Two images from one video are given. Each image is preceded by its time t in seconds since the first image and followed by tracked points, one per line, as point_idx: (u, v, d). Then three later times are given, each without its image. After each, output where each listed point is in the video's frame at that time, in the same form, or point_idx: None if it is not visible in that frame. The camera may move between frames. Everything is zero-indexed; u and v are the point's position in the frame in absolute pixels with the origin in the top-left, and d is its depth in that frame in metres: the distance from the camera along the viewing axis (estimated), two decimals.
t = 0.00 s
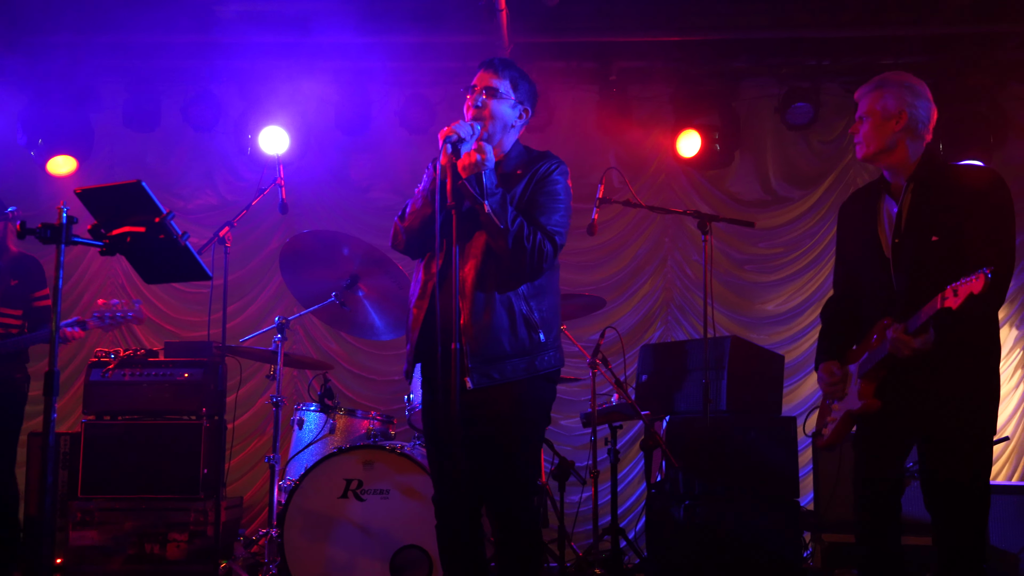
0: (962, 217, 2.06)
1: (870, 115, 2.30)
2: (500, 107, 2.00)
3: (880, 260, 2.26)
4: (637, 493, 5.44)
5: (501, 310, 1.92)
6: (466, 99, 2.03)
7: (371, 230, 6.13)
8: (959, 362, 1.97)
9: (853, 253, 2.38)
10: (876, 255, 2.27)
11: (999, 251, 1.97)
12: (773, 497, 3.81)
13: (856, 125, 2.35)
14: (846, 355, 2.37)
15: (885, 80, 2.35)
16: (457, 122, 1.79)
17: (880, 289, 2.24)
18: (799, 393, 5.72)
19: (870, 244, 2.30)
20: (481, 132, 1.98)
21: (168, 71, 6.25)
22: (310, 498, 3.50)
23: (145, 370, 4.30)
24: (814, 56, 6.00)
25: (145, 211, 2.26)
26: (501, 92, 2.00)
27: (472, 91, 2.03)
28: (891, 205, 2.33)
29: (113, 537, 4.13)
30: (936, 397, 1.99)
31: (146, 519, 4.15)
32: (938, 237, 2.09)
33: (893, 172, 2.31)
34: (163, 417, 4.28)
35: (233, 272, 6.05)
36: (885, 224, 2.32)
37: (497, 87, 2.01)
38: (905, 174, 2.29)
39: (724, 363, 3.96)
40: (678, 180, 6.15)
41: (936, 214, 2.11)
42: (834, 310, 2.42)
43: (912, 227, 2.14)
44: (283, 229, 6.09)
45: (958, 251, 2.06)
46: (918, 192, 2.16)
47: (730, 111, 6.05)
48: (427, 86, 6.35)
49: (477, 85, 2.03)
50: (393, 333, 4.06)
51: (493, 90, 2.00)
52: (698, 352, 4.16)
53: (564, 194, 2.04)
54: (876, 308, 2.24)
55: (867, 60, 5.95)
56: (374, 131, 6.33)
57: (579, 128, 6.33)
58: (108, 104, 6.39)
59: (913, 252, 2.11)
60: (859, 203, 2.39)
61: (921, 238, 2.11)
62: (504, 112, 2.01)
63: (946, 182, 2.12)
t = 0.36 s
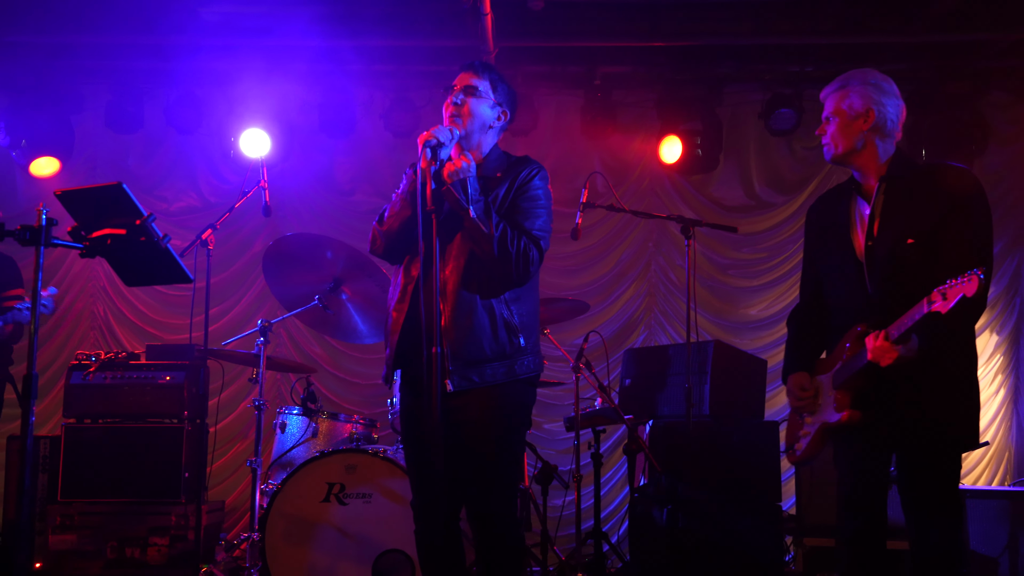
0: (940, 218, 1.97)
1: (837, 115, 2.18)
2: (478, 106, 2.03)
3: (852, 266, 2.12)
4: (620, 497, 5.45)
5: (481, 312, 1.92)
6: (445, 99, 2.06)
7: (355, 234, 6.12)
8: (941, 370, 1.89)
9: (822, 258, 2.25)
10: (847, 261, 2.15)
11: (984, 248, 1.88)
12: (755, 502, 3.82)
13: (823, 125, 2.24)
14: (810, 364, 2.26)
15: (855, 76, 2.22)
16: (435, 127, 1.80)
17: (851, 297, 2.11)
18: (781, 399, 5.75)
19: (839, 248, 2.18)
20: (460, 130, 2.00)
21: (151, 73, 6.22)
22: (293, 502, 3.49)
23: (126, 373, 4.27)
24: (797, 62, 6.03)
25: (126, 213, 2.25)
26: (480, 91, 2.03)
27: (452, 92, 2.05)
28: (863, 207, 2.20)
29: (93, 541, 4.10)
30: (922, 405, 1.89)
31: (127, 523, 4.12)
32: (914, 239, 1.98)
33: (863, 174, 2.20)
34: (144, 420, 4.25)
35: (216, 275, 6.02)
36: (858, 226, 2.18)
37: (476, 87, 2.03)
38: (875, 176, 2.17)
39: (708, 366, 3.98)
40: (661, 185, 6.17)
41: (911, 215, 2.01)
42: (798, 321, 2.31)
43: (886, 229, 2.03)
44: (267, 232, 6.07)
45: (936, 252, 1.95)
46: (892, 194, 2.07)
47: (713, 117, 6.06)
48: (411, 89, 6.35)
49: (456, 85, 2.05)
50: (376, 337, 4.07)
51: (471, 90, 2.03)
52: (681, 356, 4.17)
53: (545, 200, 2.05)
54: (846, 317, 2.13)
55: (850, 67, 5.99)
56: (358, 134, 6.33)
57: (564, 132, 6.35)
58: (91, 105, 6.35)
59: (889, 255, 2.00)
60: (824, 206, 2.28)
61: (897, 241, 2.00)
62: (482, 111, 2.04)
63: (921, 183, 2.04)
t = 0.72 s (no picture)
0: (915, 211, 1.94)
1: (809, 101, 2.21)
2: (459, 108, 2.04)
3: (827, 264, 2.11)
4: (602, 501, 5.46)
5: (461, 318, 1.92)
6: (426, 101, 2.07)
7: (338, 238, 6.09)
8: (917, 371, 1.85)
9: (794, 257, 2.25)
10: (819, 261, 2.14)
11: (960, 244, 1.85)
12: (734, 506, 3.84)
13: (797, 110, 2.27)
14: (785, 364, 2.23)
15: (829, 59, 2.25)
16: (415, 131, 1.82)
17: (826, 294, 2.10)
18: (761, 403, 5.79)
19: (810, 250, 2.18)
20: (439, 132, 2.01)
21: (133, 74, 6.18)
22: (273, 506, 3.48)
23: (105, 376, 4.24)
24: (779, 68, 6.06)
25: (104, 215, 2.24)
26: (461, 94, 2.04)
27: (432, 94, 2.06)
28: (837, 198, 2.20)
29: (71, 546, 4.06)
30: (897, 409, 1.87)
31: (105, 527, 4.09)
32: (889, 231, 1.95)
33: (836, 161, 2.21)
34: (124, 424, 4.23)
35: (197, 278, 5.98)
36: (832, 220, 2.19)
37: (457, 90, 2.04)
38: (847, 163, 2.19)
39: (688, 369, 3.95)
40: (644, 189, 6.19)
41: (887, 207, 1.98)
42: (771, 323, 2.31)
43: (862, 222, 2.01)
44: (249, 235, 6.05)
45: (912, 245, 1.93)
46: (867, 187, 2.05)
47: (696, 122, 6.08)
48: (394, 92, 6.36)
49: (438, 87, 2.07)
50: (357, 341, 4.05)
51: (452, 93, 2.04)
52: (663, 360, 4.17)
53: (524, 205, 2.05)
54: (821, 315, 2.11)
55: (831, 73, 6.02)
56: (341, 137, 6.33)
57: (546, 136, 6.36)
58: (71, 106, 6.32)
59: (863, 248, 1.97)
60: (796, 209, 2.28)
61: (873, 233, 1.97)
62: (463, 114, 2.05)
63: (895, 177, 2.02)
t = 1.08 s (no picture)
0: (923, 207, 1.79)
1: (824, 81, 2.03)
2: (441, 111, 2.05)
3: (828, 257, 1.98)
4: (584, 503, 5.47)
5: (443, 322, 1.90)
6: (408, 103, 2.08)
7: (320, 240, 6.08)
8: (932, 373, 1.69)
9: (791, 247, 2.12)
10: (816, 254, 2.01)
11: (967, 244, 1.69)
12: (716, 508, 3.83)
13: (807, 93, 2.08)
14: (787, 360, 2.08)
15: (845, 43, 2.07)
16: (394, 133, 1.82)
17: (827, 289, 1.96)
18: (742, 406, 5.81)
19: (810, 239, 2.05)
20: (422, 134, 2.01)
21: (114, 74, 6.13)
22: (252, 510, 3.46)
23: (84, 378, 4.22)
24: (761, 72, 6.09)
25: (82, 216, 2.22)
26: (443, 96, 2.05)
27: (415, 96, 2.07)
28: (840, 187, 2.06)
29: (47, 549, 4.02)
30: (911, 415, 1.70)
31: (83, 531, 4.05)
32: (897, 225, 1.81)
33: (843, 148, 2.04)
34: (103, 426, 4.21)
35: (177, 281, 5.95)
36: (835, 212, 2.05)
37: (440, 92, 2.06)
38: (851, 154, 2.03)
39: (670, 372, 3.97)
40: (626, 193, 6.20)
41: (894, 201, 1.84)
42: (772, 315, 2.14)
43: (866, 215, 1.87)
44: (230, 237, 6.02)
45: (920, 243, 1.79)
46: (874, 179, 1.90)
47: (677, 126, 6.10)
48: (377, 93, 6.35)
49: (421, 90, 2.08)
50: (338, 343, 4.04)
51: (434, 95, 2.05)
52: (644, 364, 4.18)
53: (502, 206, 2.04)
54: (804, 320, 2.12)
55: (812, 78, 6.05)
56: (323, 139, 6.32)
57: (529, 138, 6.37)
58: (50, 106, 6.24)
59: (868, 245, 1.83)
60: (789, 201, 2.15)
61: (878, 229, 1.83)
62: (445, 116, 2.06)
63: (900, 169, 1.88)
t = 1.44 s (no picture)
0: (957, 201, 1.77)
1: (841, 107, 2.02)
2: (422, 117, 2.06)
3: (864, 256, 2.00)
4: (557, 507, 5.48)
5: (426, 323, 1.90)
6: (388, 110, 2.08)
7: (296, 243, 6.06)
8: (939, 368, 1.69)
9: (830, 248, 2.13)
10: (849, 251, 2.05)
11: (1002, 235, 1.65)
12: (690, 510, 3.86)
13: (830, 119, 2.06)
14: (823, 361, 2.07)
15: (842, 63, 2.08)
16: (374, 135, 1.82)
17: (864, 286, 1.98)
18: (717, 409, 5.84)
19: (849, 241, 2.07)
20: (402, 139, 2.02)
21: (87, 74, 6.07)
22: (223, 514, 3.44)
23: (54, 381, 4.17)
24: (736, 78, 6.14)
25: (51, 217, 2.19)
26: (424, 103, 2.06)
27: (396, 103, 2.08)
28: (881, 191, 2.05)
29: (16, 556, 3.95)
30: (896, 408, 1.76)
31: (50, 536, 3.97)
32: (933, 223, 1.79)
33: (880, 156, 2.02)
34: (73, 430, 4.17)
35: (149, 284, 5.89)
36: (874, 211, 2.06)
37: (421, 98, 2.06)
38: (893, 159, 2.00)
39: (644, 377, 4.04)
40: (602, 197, 6.22)
41: (930, 197, 1.82)
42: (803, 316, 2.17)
43: (902, 213, 1.86)
44: (204, 238, 5.97)
45: (954, 240, 1.77)
46: (910, 174, 1.89)
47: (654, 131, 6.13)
48: (353, 96, 6.35)
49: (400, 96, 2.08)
50: (312, 346, 4.03)
51: (415, 101, 2.06)
52: (619, 368, 4.20)
53: (483, 208, 2.04)
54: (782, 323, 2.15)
55: (787, 84, 6.11)
56: (299, 141, 6.31)
57: (505, 142, 6.37)
58: (22, 106, 6.15)
59: (902, 244, 1.83)
60: (832, 197, 2.18)
61: (915, 227, 1.83)
62: (426, 122, 2.07)
63: (939, 162, 1.85)
